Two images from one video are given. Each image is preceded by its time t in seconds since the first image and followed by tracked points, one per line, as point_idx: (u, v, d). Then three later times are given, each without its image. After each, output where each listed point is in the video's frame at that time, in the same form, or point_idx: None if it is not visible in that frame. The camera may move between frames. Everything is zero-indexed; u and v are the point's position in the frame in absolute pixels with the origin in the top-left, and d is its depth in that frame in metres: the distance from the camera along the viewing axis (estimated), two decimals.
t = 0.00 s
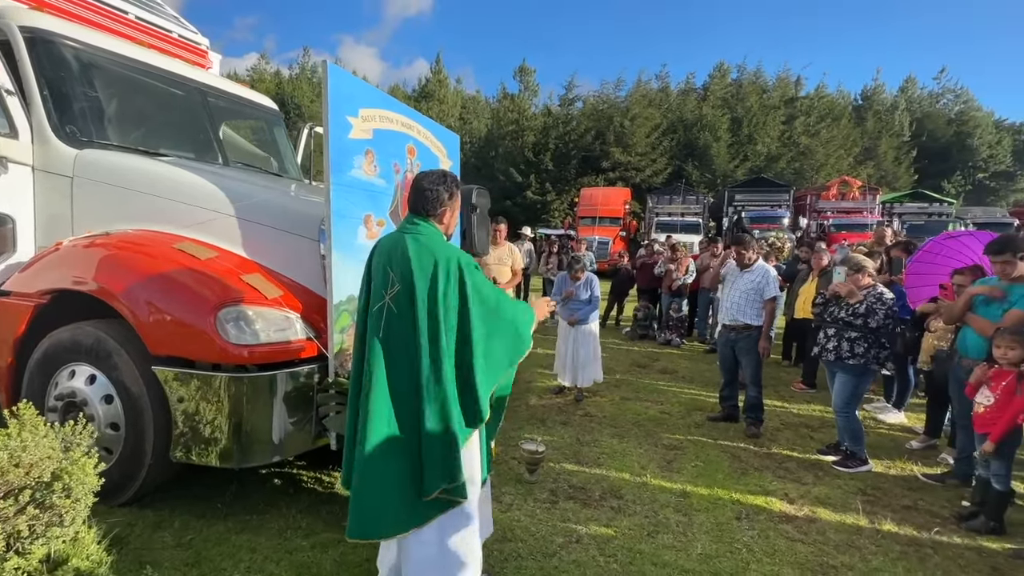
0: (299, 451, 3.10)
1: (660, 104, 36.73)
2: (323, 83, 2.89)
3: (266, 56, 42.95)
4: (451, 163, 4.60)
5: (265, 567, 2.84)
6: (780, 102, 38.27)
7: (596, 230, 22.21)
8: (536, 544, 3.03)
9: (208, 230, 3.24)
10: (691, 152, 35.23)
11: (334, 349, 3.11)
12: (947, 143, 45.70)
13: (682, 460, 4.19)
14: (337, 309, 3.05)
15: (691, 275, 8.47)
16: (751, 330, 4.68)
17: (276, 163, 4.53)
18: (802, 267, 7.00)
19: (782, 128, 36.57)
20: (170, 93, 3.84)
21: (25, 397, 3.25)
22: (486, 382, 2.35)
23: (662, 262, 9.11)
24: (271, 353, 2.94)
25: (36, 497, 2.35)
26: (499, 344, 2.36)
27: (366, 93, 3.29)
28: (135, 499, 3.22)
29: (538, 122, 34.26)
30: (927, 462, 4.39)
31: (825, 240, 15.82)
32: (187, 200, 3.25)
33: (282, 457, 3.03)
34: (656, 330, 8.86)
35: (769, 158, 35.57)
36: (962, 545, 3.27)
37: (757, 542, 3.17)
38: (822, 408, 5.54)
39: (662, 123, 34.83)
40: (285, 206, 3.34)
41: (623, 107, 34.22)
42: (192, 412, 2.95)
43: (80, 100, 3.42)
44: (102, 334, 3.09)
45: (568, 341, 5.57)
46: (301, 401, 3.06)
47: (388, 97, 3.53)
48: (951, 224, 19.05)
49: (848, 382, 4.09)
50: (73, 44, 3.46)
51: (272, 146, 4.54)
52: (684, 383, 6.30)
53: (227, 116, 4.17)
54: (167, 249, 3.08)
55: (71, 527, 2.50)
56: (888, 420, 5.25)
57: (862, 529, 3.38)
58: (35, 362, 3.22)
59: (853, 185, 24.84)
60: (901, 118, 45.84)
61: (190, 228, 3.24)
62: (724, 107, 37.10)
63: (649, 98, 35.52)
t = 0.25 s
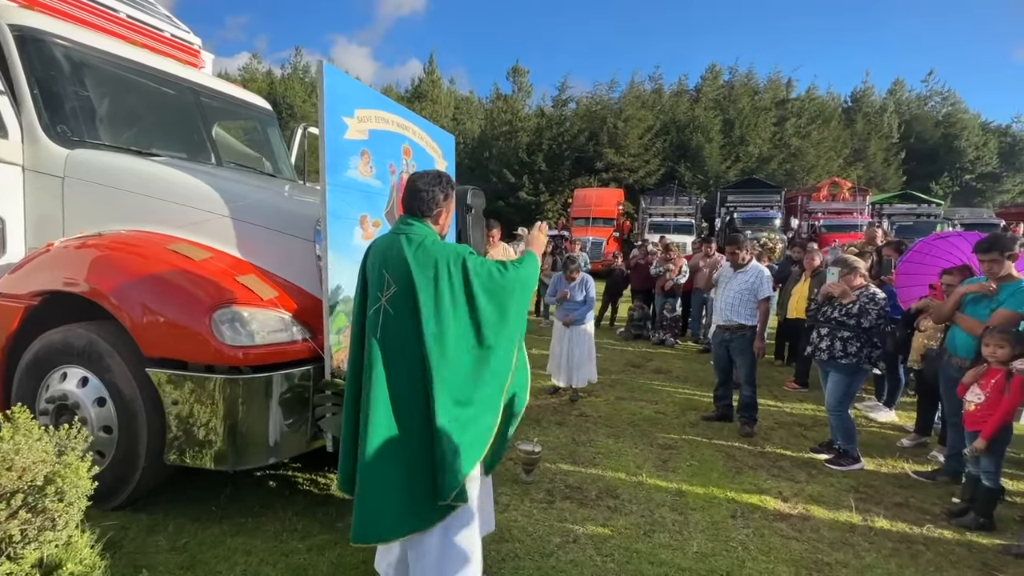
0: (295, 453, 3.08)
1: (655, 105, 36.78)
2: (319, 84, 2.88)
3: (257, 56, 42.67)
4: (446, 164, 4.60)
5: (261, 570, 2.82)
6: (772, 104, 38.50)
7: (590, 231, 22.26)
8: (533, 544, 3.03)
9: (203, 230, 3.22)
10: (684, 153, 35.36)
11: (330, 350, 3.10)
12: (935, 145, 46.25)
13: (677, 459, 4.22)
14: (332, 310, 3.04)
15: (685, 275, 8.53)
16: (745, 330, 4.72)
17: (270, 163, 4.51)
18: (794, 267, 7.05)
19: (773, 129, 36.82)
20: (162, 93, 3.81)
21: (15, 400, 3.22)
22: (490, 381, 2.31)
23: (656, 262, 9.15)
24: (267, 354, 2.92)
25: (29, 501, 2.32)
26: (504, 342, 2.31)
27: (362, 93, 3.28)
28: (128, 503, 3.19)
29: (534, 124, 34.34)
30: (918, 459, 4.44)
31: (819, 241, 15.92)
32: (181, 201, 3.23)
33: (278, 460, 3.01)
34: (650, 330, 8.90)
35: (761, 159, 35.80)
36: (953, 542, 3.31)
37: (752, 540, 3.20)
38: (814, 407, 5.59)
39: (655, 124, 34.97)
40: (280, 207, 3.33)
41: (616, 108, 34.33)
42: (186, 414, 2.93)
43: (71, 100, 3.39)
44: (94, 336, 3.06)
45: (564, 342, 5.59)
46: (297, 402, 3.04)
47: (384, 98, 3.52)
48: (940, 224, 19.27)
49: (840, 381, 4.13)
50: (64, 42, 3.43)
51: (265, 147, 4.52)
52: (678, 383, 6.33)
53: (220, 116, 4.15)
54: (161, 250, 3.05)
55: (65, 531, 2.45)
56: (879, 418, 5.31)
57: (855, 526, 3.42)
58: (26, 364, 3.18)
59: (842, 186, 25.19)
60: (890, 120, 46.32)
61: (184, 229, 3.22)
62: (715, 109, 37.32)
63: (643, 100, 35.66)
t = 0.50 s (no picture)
0: (291, 455, 3.06)
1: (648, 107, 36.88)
2: (314, 85, 2.87)
3: (247, 55, 42.38)
4: (441, 165, 4.59)
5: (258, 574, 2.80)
6: (763, 105, 38.76)
7: (583, 231, 22.34)
8: (530, 545, 3.04)
9: (196, 231, 3.19)
10: (677, 155, 35.46)
11: (326, 351, 3.08)
12: (922, 147, 46.84)
13: (672, 459, 4.24)
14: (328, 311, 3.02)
15: (679, 276, 8.59)
16: (738, 330, 4.76)
17: (263, 164, 4.48)
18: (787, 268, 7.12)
19: (765, 131, 37.06)
20: (154, 92, 3.78)
21: (6, 403, 3.17)
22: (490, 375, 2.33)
23: (650, 263, 9.19)
24: (262, 356, 2.90)
25: (21, 506, 2.27)
26: (504, 338, 2.33)
27: (357, 94, 3.27)
28: (121, 507, 3.16)
29: (527, 126, 34.39)
30: (908, 457, 4.50)
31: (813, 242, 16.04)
32: (173, 201, 3.20)
33: (273, 462, 2.97)
34: (644, 331, 8.94)
35: (753, 160, 36.05)
36: (943, 538, 3.36)
37: (747, 538, 3.23)
38: (806, 406, 5.65)
39: (647, 125, 35.10)
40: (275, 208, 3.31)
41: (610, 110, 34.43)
42: (180, 417, 2.90)
43: (62, 99, 3.35)
44: (86, 338, 3.02)
45: (559, 343, 5.60)
46: (293, 405, 3.01)
47: (379, 98, 3.51)
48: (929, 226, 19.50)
49: (832, 380, 4.18)
50: (54, 41, 3.38)
51: (258, 147, 4.49)
52: (672, 383, 6.36)
53: (213, 116, 4.12)
54: (154, 251, 3.02)
55: (58, 535, 2.41)
56: (870, 417, 5.37)
57: (848, 523, 3.46)
58: (16, 367, 3.14)
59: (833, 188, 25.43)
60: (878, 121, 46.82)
61: (177, 230, 3.19)
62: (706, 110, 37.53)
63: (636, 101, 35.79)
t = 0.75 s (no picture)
0: (287, 457, 3.03)
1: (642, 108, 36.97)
2: (311, 85, 2.86)
3: (240, 55, 42.15)
4: (437, 165, 4.58)
5: None
6: (755, 107, 38.98)
7: (578, 232, 22.39)
8: (527, 545, 3.04)
9: (191, 232, 3.17)
10: (670, 155, 35.62)
11: (322, 352, 3.06)
12: (912, 149, 47.31)
13: (668, 458, 4.26)
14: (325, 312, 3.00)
15: (674, 277, 8.71)
16: (732, 330, 4.79)
17: (257, 164, 4.46)
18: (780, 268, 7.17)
19: (758, 132, 37.28)
20: (147, 92, 3.75)
21: None
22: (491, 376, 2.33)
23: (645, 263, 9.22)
24: (258, 358, 2.88)
25: (14, 510, 2.24)
26: (502, 338, 2.32)
27: (353, 94, 3.26)
28: (115, 510, 3.12)
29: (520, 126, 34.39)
30: (901, 456, 4.55)
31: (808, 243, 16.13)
32: (168, 202, 3.17)
33: (269, 465, 2.96)
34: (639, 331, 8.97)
35: (745, 162, 36.24)
36: (936, 535, 3.40)
37: (743, 537, 3.25)
38: (800, 405, 5.69)
39: (641, 126, 35.20)
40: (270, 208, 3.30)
41: (604, 111, 34.51)
42: (175, 419, 2.87)
43: (54, 98, 3.31)
44: (79, 339, 2.99)
45: (554, 344, 5.61)
46: (289, 406, 2.99)
47: (375, 99, 3.50)
48: (920, 227, 19.68)
49: (826, 380, 4.21)
50: (46, 40, 3.35)
51: (253, 147, 4.47)
52: (668, 383, 6.38)
53: (207, 116, 4.09)
54: (148, 252, 2.99)
55: (51, 540, 2.37)
56: (863, 416, 5.42)
57: (842, 522, 3.48)
58: (8, 369, 3.10)
59: (826, 189, 25.65)
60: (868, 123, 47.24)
61: (171, 230, 3.16)
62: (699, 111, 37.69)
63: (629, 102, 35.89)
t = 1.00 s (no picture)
0: (282, 458, 3.01)
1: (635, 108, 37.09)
2: (306, 84, 2.84)
3: (233, 54, 41.95)
4: (432, 165, 4.57)
5: None
6: (748, 108, 39.20)
7: (573, 232, 22.46)
8: (523, 545, 3.04)
9: (184, 232, 3.14)
10: (663, 156, 35.74)
11: (318, 353, 3.05)
12: (902, 150, 47.76)
13: (663, 458, 4.28)
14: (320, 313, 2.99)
15: (668, 276, 8.69)
16: (726, 330, 4.82)
17: (251, 164, 4.44)
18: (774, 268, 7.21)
19: (750, 133, 37.48)
20: (139, 91, 3.72)
21: None
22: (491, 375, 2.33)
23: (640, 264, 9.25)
24: (252, 359, 2.86)
25: (5, 514, 2.20)
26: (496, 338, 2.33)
27: (348, 94, 3.24)
28: (107, 512, 3.10)
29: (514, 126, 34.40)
30: (892, 454, 4.59)
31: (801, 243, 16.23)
32: (161, 201, 3.15)
33: (264, 466, 2.92)
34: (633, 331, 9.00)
35: (737, 163, 36.42)
36: (927, 532, 3.43)
37: (737, 535, 3.26)
38: (793, 405, 5.73)
39: (634, 127, 35.31)
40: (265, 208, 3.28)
41: (598, 111, 34.59)
42: (168, 420, 2.85)
43: (44, 97, 3.28)
44: (71, 341, 2.96)
45: (550, 344, 5.62)
46: (284, 407, 2.97)
47: (370, 99, 3.49)
48: (910, 228, 19.86)
49: (818, 379, 4.24)
50: (36, 37, 3.31)
51: (246, 147, 4.45)
52: (663, 383, 6.41)
53: (200, 115, 4.07)
54: (141, 252, 2.97)
55: (42, 544, 2.34)
56: (855, 415, 5.47)
57: (835, 519, 3.51)
58: None
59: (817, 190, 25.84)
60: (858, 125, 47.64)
61: (164, 230, 3.14)
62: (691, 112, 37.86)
63: (622, 103, 36.00)
